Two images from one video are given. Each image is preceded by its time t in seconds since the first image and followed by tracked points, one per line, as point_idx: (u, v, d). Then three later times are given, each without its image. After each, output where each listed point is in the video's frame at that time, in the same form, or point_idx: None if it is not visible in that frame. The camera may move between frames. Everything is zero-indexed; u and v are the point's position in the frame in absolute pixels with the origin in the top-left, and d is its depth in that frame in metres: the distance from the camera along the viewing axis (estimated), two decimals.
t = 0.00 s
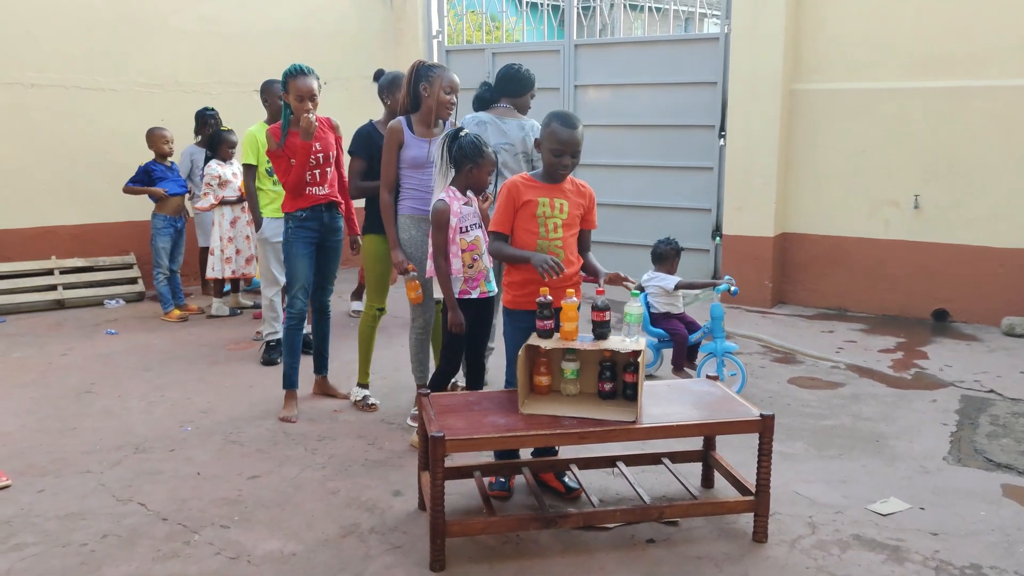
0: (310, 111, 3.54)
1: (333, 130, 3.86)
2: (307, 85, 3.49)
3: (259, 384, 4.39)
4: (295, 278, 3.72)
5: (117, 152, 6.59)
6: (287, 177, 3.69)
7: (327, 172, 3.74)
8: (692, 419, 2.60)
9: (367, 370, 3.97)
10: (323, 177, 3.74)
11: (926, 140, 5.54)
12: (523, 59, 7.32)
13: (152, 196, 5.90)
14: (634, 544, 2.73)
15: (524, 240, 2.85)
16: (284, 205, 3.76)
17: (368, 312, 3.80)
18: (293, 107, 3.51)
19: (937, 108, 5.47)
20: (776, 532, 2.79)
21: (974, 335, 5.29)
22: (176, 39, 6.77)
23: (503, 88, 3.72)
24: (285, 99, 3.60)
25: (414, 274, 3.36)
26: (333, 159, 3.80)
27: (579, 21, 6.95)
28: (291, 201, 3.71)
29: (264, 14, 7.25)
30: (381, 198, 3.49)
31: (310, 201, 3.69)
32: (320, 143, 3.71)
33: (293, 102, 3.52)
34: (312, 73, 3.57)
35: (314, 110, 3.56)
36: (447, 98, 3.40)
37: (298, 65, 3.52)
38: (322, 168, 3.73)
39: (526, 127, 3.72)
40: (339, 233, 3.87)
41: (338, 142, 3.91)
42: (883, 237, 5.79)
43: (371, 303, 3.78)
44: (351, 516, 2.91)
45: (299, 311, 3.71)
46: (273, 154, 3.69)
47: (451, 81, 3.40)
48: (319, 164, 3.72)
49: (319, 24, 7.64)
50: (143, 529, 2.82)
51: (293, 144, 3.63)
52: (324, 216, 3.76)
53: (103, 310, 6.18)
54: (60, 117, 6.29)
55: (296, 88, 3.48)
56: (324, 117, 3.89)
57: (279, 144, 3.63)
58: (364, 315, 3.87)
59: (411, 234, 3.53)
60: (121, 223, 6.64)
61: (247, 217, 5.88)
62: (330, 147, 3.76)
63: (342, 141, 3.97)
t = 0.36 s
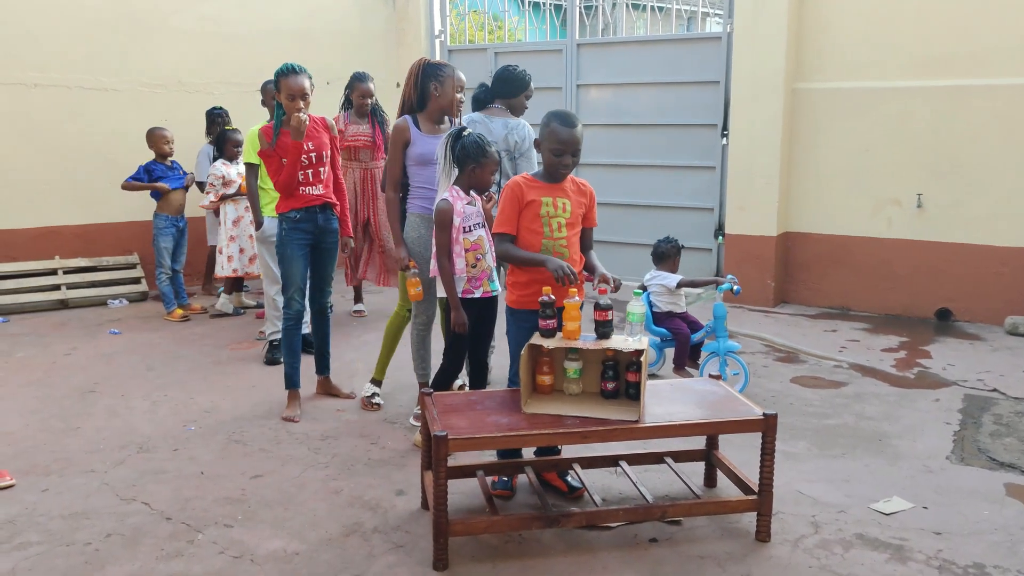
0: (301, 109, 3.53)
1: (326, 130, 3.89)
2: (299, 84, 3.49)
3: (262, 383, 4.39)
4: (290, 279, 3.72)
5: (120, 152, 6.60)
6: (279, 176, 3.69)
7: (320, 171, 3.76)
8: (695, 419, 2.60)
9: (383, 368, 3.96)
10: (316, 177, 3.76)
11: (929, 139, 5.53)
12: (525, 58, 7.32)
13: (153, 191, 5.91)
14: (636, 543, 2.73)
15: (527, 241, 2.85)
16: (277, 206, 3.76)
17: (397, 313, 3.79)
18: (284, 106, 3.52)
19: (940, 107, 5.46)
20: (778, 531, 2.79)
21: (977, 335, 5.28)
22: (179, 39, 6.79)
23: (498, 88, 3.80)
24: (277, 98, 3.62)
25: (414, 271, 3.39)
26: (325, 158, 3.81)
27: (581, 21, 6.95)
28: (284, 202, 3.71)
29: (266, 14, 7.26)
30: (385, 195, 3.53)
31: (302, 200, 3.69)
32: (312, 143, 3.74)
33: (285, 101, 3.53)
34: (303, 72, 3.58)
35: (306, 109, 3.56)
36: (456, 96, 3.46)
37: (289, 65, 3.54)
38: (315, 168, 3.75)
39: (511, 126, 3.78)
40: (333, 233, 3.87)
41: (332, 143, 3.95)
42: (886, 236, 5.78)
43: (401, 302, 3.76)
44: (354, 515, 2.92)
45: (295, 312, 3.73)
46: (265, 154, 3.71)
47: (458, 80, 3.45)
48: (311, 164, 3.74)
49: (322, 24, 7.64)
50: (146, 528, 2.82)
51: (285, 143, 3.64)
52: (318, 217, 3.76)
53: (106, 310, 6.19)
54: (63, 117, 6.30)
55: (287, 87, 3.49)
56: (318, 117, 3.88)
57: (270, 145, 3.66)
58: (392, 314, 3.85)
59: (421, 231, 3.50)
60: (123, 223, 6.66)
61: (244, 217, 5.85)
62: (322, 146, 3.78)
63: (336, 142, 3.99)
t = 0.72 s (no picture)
0: (294, 108, 3.51)
1: (319, 131, 3.87)
2: (291, 82, 3.48)
3: (264, 383, 4.40)
4: (285, 283, 3.73)
5: (121, 152, 6.60)
6: (270, 177, 3.68)
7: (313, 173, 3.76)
8: (696, 418, 2.60)
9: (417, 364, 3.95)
10: (308, 179, 3.76)
11: (931, 138, 5.53)
12: (527, 58, 7.33)
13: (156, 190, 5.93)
14: (638, 543, 2.73)
15: (529, 241, 2.85)
16: (269, 209, 3.76)
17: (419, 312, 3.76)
18: (277, 105, 3.50)
19: (942, 107, 5.46)
20: (780, 531, 2.79)
21: (978, 334, 5.28)
22: (181, 39, 6.79)
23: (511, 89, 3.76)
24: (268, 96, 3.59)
25: (424, 270, 3.55)
26: (317, 160, 3.81)
27: (582, 20, 6.96)
28: (275, 204, 3.71)
29: (269, 13, 7.24)
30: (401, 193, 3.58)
31: (296, 203, 3.70)
32: (304, 144, 3.74)
33: (277, 99, 3.51)
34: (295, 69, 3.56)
35: (298, 107, 3.54)
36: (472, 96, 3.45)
37: (281, 62, 3.51)
38: (307, 170, 3.75)
39: (525, 127, 3.78)
40: (327, 236, 3.87)
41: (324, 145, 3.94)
42: (888, 236, 5.78)
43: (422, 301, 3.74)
44: (355, 515, 2.92)
45: (291, 314, 3.74)
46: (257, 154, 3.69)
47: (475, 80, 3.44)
48: (304, 165, 3.73)
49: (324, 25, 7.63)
50: (148, 528, 2.83)
51: (277, 144, 3.62)
52: (312, 220, 3.77)
53: (108, 310, 6.19)
54: (64, 117, 6.31)
55: (280, 85, 3.47)
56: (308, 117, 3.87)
57: (262, 145, 3.63)
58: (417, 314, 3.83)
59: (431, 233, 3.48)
60: (125, 223, 6.66)
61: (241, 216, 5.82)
62: (314, 148, 3.79)
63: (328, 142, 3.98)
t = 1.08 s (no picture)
0: (297, 108, 3.56)
1: (318, 131, 3.86)
2: (293, 82, 3.51)
3: (263, 383, 4.40)
4: (285, 283, 3.74)
5: (121, 152, 6.60)
6: (271, 177, 3.70)
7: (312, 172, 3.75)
8: (696, 418, 2.60)
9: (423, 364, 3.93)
10: (307, 179, 3.77)
11: (931, 138, 5.53)
12: (527, 58, 7.33)
13: (155, 200, 5.88)
14: (637, 543, 2.73)
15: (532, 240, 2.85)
16: (268, 208, 3.76)
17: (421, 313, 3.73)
18: (278, 104, 3.53)
19: (942, 107, 5.46)
20: (780, 531, 2.79)
21: (978, 334, 5.28)
22: (181, 38, 6.78)
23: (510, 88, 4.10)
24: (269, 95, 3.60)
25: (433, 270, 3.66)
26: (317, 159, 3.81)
27: (582, 20, 6.96)
28: (275, 204, 3.71)
29: (269, 13, 7.24)
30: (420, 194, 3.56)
31: (294, 203, 3.71)
32: (305, 144, 3.73)
33: (279, 100, 3.54)
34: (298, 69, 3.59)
35: (301, 107, 3.59)
36: (474, 96, 3.40)
37: (283, 62, 3.55)
38: (307, 170, 3.76)
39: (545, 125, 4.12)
40: (326, 234, 3.87)
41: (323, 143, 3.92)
42: (888, 235, 5.78)
43: (422, 302, 3.71)
44: (355, 514, 2.92)
45: (290, 314, 3.73)
46: (257, 154, 3.69)
47: (478, 79, 3.38)
48: (303, 166, 3.74)
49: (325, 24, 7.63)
50: (148, 527, 2.83)
51: (277, 145, 3.64)
52: (311, 219, 3.78)
53: (108, 309, 6.19)
54: (64, 117, 6.31)
55: (282, 85, 3.50)
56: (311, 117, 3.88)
57: (262, 145, 3.64)
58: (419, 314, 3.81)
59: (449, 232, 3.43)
60: (125, 223, 6.66)
61: (240, 215, 5.76)
62: (313, 147, 3.77)
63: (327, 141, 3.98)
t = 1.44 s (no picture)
0: (311, 106, 3.51)
1: (333, 128, 3.83)
2: (307, 80, 3.47)
3: (262, 382, 4.39)
4: (296, 282, 3.75)
5: (120, 151, 6.59)
6: (286, 175, 3.63)
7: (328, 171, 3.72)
8: (695, 417, 2.60)
9: (421, 363, 3.94)
10: (323, 176, 3.74)
11: (931, 137, 5.52)
12: (525, 57, 7.33)
13: (151, 196, 5.89)
14: (635, 542, 2.73)
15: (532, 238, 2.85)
16: (285, 206, 3.75)
17: (418, 311, 3.75)
18: (293, 103, 3.49)
19: (942, 107, 5.46)
20: (778, 530, 2.79)
21: (976, 334, 5.28)
22: (179, 37, 6.77)
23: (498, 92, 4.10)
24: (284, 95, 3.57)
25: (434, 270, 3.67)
26: (332, 156, 3.78)
27: (581, 20, 6.96)
28: (293, 202, 3.70)
29: (268, 13, 7.23)
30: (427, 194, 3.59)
31: (311, 201, 3.70)
32: (320, 141, 3.69)
33: (293, 98, 3.50)
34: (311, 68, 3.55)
35: (315, 106, 3.54)
36: (476, 94, 3.34)
37: (295, 61, 3.51)
38: (322, 167, 3.72)
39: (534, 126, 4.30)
40: (342, 233, 3.88)
41: (338, 141, 3.90)
42: (886, 235, 5.78)
43: (420, 299, 3.72)
44: (354, 514, 2.92)
45: (298, 313, 3.76)
46: (272, 151, 3.61)
47: (472, 77, 3.32)
48: (318, 163, 3.70)
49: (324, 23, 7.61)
50: (146, 527, 2.82)
51: (293, 142, 3.56)
52: (328, 217, 3.77)
53: (106, 309, 6.19)
54: (63, 116, 6.30)
55: (295, 84, 3.47)
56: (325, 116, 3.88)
57: (279, 143, 3.57)
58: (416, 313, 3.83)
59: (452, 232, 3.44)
60: (123, 222, 6.65)
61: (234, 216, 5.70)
62: (329, 145, 3.74)
63: (344, 138, 3.94)
